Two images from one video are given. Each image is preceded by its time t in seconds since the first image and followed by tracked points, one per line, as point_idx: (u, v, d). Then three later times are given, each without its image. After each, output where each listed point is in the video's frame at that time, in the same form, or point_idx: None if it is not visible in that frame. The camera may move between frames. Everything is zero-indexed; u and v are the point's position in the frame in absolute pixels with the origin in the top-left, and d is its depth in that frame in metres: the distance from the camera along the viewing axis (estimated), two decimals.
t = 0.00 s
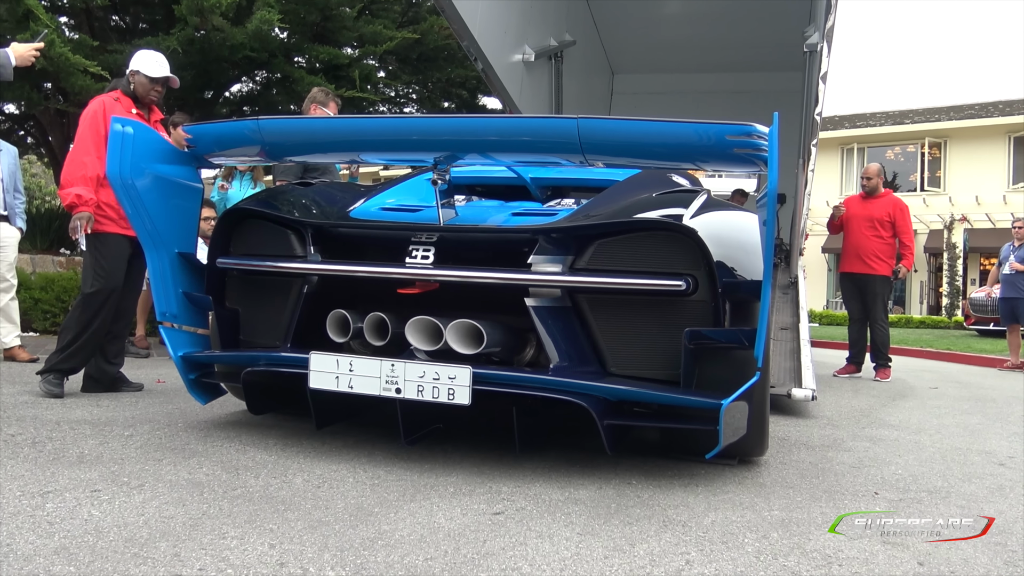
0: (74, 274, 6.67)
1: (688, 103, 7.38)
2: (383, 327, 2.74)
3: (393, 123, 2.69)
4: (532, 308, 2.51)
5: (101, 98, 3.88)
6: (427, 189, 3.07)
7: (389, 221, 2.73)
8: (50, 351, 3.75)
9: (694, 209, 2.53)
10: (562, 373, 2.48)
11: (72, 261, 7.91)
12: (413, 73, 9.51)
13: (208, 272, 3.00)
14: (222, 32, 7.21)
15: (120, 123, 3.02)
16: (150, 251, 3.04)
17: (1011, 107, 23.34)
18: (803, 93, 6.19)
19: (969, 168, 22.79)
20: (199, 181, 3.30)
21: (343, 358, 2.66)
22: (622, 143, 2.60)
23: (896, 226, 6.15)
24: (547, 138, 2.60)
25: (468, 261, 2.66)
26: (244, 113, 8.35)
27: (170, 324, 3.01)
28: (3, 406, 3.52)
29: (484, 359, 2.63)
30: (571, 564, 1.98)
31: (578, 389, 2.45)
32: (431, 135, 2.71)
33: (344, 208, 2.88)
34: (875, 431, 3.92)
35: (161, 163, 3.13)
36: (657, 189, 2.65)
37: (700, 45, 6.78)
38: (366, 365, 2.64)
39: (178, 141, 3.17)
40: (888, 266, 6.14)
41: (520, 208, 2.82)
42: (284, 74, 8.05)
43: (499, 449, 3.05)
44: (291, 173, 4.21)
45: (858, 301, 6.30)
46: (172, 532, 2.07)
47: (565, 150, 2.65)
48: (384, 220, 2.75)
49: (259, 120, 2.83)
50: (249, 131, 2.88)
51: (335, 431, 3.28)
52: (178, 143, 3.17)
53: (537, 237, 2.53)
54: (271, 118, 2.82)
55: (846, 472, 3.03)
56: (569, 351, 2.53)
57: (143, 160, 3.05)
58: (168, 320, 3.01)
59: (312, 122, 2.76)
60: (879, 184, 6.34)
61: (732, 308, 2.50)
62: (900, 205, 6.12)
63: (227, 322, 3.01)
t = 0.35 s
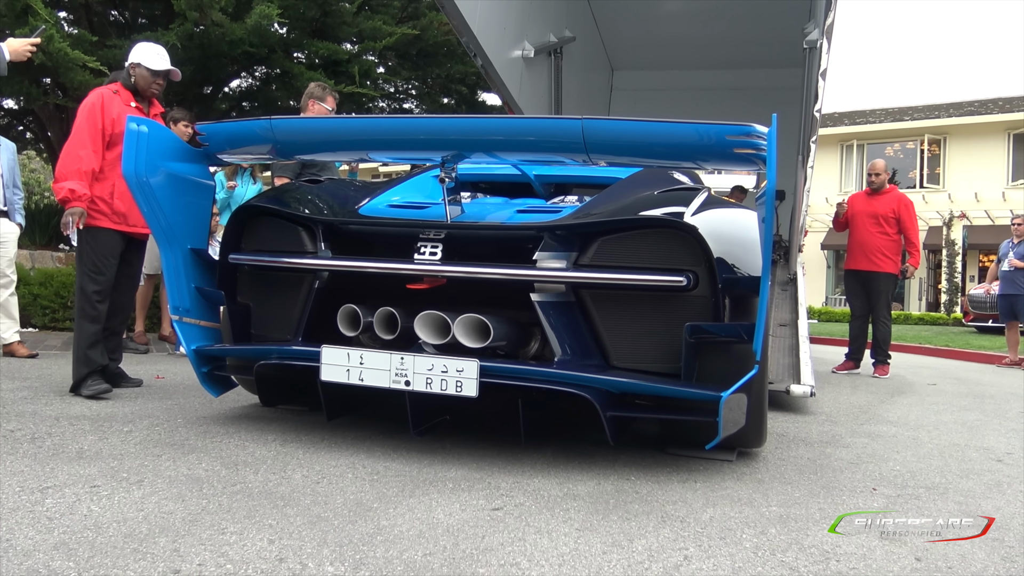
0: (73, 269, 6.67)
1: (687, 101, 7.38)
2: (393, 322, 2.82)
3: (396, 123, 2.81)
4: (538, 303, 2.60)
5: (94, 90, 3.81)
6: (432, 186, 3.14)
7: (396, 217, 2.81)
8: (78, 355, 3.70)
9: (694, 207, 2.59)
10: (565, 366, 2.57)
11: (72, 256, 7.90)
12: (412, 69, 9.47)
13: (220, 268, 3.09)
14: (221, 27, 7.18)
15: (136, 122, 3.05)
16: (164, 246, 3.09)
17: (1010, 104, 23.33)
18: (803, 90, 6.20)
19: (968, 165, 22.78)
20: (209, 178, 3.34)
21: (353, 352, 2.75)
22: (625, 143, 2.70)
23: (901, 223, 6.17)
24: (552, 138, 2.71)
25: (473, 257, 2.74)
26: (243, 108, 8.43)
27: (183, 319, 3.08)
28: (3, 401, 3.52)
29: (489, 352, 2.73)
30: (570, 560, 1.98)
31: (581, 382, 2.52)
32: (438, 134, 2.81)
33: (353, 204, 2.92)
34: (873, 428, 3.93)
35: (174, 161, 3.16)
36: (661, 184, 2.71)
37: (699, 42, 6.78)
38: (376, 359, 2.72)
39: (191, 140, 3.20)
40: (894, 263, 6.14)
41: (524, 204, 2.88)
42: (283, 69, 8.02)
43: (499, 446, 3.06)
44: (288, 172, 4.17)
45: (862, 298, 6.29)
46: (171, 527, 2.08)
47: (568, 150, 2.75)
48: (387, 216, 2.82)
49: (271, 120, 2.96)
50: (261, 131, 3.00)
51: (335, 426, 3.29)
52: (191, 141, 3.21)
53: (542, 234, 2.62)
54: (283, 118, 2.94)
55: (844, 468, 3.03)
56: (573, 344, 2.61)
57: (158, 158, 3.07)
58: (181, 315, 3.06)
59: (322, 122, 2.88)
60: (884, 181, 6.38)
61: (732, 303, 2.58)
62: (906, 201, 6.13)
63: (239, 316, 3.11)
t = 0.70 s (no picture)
0: (75, 266, 6.68)
1: (688, 100, 7.37)
2: (400, 319, 2.87)
3: (406, 124, 2.84)
4: (544, 301, 2.64)
5: (92, 83, 3.74)
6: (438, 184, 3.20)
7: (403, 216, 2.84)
8: (82, 358, 3.70)
9: (699, 207, 2.62)
10: (571, 363, 2.60)
11: (73, 253, 7.90)
12: (414, 67, 9.46)
13: (229, 264, 3.13)
14: (223, 25, 7.18)
15: (147, 122, 3.11)
16: (175, 243, 3.16)
17: (1012, 105, 23.31)
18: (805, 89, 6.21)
19: (970, 165, 22.76)
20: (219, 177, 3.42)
21: (362, 348, 2.79)
22: (629, 145, 2.71)
23: (905, 223, 6.18)
24: (558, 139, 2.73)
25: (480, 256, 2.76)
26: (244, 105, 8.47)
27: (192, 315, 3.14)
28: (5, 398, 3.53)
29: (495, 349, 2.78)
30: (571, 558, 1.99)
31: (587, 379, 2.57)
32: (446, 135, 2.83)
33: (360, 203, 2.94)
34: (873, 428, 3.93)
35: (185, 159, 3.23)
36: (663, 183, 2.73)
37: (701, 41, 6.79)
38: (384, 355, 2.76)
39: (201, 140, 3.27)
40: (896, 263, 6.15)
41: (529, 203, 2.90)
42: (285, 67, 8.01)
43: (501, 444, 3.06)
44: (290, 171, 4.16)
45: (866, 299, 6.30)
46: (173, 524, 2.08)
47: (573, 150, 2.78)
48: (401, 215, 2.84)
49: (282, 121, 2.99)
50: (272, 131, 3.04)
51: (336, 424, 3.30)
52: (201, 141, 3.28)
53: (548, 233, 2.65)
54: (294, 118, 2.97)
55: (844, 468, 3.04)
56: (577, 342, 2.65)
57: (168, 157, 3.14)
58: (191, 311, 3.14)
59: (332, 122, 2.92)
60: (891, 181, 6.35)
61: (734, 303, 2.60)
62: (911, 202, 6.12)
63: (248, 313, 3.15)
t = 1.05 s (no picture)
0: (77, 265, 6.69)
1: (691, 98, 7.37)
2: (405, 318, 2.86)
3: (411, 125, 2.83)
4: (548, 300, 2.65)
5: (95, 78, 3.70)
6: (440, 184, 3.26)
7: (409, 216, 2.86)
8: (84, 359, 3.71)
9: (699, 208, 2.62)
10: (574, 361, 2.62)
11: (75, 252, 7.91)
12: (415, 65, 9.45)
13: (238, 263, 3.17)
14: (224, 24, 7.18)
15: (155, 122, 3.13)
16: (183, 242, 3.21)
17: (1015, 102, 23.27)
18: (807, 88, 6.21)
19: (973, 163, 22.72)
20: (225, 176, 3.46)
21: (368, 346, 2.81)
22: (632, 146, 2.72)
23: (910, 221, 6.16)
24: (562, 140, 2.74)
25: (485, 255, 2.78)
26: (246, 104, 8.49)
27: (200, 313, 3.20)
28: (8, 397, 3.53)
29: (499, 347, 2.77)
30: (571, 557, 1.99)
31: (590, 375, 2.59)
32: (451, 135, 2.84)
33: (366, 204, 2.95)
34: (875, 426, 3.93)
35: (192, 159, 3.27)
36: (665, 183, 2.73)
37: (703, 40, 6.79)
38: (390, 353, 2.80)
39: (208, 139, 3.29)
40: (900, 261, 6.16)
41: (533, 202, 2.90)
42: (286, 66, 8.02)
43: (502, 442, 3.06)
44: (292, 170, 4.16)
45: (868, 297, 6.31)
46: (174, 523, 2.08)
47: (577, 150, 2.79)
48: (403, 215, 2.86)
49: (289, 122, 2.99)
50: (278, 132, 3.05)
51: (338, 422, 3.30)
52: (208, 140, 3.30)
53: (551, 233, 2.66)
54: (301, 120, 2.98)
55: (846, 466, 3.03)
56: (581, 340, 2.67)
57: (176, 157, 3.18)
58: (198, 309, 3.20)
59: (339, 123, 2.92)
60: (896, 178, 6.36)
61: (735, 300, 2.61)
62: (916, 200, 6.10)
63: (255, 311, 3.19)
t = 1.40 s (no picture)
0: (75, 265, 6.69)
1: (688, 98, 7.37)
2: (409, 317, 2.91)
3: (412, 127, 2.88)
4: (548, 299, 2.68)
5: (96, 77, 3.68)
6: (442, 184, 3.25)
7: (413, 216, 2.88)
8: (81, 360, 3.71)
9: (699, 208, 2.65)
10: (575, 359, 2.66)
11: (72, 252, 7.91)
12: (413, 65, 9.44)
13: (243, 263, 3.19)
14: (222, 24, 7.19)
15: (162, 125, 3.17)
16: (188, 243, 3.23)
17: (1012, 101, 23.30)
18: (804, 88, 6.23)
19: (970, 162, 22.75)
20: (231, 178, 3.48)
21: (372, 345, 2.84)
22: (631, 147, 2.77)
23: (909, 221, 6.21)
24: (562, 142, 2.80)
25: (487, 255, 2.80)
26: (243, 104, 8.51)
27: (207, 313, 3.21)
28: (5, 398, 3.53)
29: (501, 346, 2.80)
30: (568, 556, 1.99)
31: (589, 373, 2.62)
32: (453, 138, 2.89)
33: (369, 204, 2.97)
34: (872, 425, 3.94)
35: (198, 161, 3.29)
36: (665, 184, 2.76)
37: (701, 39, 6.79)
38: (395, 351, 2.83)
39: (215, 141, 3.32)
40: (901, 261, 6.17)
41: (534, 203, 2.94)
42: (284, 66, 8.01)
43: (500, 442, 3.07)
44: (291, 171, 4.17)
45: (867, 296, 6.31)
46: (172, 523, 2.09)
47: (577, 152, 2.85)
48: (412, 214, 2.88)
49: (294, 125, 3.05)
50: (283, 134, 3.10)
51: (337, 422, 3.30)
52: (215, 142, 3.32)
53: (552, 233, 2.69)
54: (306, 123, 3.03)
55: (843, 465, 3.04)
56: (581, 338, 2.70)
57: (183, 158, 3.20)
58: (204, 309, 3.20)
59: (343, 125, 2.97)
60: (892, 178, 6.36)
61: (733, 299, 2.63)
62: (915, 201, 6.15)
63: (260, 310, 3.22)
